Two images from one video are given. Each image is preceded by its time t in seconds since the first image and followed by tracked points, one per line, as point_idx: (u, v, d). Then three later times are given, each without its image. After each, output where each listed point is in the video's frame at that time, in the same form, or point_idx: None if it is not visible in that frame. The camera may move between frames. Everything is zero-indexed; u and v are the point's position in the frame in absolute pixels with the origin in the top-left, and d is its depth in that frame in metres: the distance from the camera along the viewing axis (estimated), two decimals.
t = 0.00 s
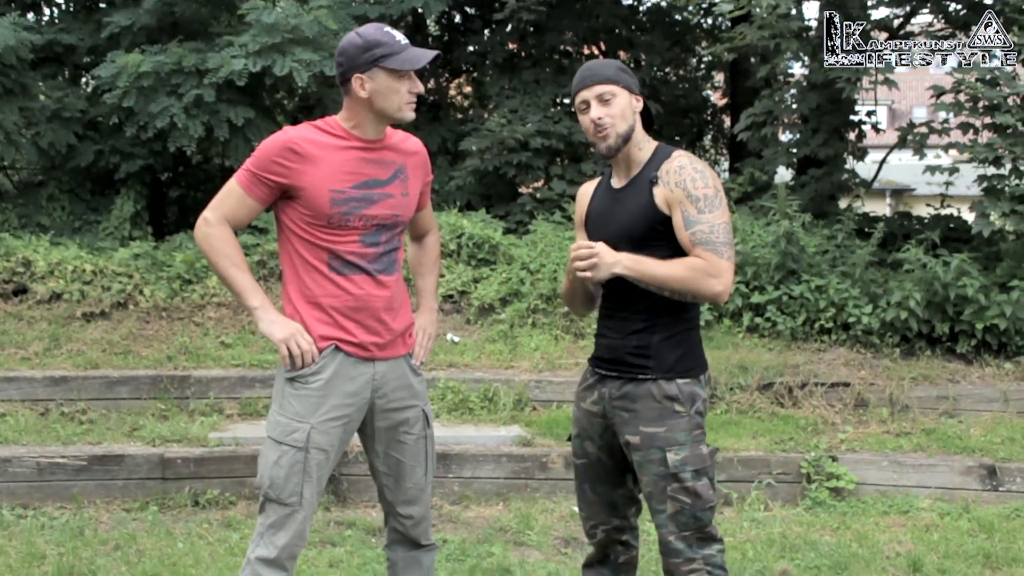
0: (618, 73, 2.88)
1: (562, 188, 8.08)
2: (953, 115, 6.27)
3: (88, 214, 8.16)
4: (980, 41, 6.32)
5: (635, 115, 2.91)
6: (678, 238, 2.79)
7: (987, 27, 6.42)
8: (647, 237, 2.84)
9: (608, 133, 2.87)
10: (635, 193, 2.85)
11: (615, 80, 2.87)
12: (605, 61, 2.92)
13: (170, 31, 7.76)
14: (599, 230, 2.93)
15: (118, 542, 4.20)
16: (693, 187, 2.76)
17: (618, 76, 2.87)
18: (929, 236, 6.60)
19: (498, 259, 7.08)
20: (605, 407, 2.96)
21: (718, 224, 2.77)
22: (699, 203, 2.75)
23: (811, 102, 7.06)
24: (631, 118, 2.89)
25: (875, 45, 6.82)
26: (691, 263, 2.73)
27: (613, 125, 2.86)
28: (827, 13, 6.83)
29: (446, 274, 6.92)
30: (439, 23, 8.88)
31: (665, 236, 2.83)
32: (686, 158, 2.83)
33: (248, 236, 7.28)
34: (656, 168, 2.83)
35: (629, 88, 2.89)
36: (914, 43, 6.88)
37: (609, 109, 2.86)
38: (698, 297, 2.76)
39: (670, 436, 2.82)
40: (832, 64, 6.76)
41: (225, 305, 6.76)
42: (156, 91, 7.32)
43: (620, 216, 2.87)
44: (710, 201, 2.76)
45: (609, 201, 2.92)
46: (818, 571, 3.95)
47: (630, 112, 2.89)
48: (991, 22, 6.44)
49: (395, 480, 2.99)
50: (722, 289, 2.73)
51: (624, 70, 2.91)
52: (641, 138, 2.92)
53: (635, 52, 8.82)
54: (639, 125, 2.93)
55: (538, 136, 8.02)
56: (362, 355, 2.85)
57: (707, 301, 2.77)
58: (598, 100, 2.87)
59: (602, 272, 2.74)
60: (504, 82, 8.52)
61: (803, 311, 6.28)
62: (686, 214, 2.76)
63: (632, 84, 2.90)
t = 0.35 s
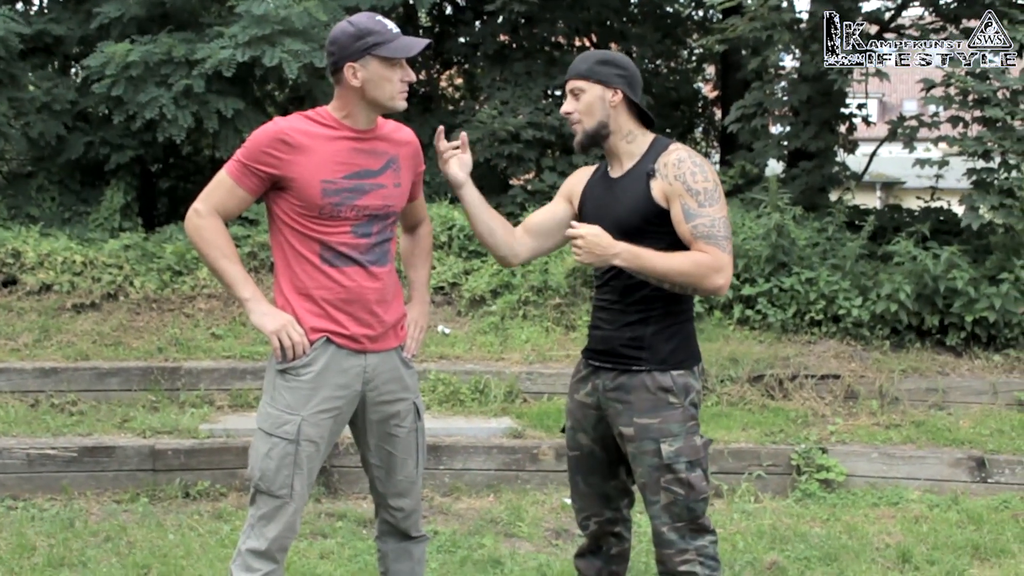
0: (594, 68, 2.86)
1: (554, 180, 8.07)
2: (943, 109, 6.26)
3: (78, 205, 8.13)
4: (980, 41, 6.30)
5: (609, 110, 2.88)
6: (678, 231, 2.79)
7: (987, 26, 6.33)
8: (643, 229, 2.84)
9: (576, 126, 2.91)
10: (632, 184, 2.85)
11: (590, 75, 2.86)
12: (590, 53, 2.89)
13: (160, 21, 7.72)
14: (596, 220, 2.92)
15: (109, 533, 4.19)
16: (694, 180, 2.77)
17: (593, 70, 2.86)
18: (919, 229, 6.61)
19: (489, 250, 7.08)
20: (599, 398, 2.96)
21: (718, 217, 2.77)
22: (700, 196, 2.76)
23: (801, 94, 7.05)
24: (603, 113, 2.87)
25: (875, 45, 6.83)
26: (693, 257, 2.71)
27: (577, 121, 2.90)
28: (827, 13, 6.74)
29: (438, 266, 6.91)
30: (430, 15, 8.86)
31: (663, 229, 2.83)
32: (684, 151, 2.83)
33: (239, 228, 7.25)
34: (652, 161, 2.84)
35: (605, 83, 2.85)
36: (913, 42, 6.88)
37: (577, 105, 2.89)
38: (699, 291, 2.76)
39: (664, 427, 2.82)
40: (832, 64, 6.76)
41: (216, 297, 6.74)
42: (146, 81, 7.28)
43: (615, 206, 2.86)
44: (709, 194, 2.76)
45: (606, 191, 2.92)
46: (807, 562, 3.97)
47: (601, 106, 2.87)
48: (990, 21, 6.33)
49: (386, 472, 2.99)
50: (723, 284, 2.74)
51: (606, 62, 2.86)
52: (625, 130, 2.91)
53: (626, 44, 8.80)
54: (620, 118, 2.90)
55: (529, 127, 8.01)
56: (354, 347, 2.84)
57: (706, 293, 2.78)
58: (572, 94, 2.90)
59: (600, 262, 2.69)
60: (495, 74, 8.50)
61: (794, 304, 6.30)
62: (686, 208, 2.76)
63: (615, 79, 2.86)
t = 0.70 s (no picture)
0: (592, 62, 2.85)
1: (543, 178, 8.08)
2: (930, 107, 6.28)
3: (66, 204, 8.10)
4: (980, 42, 6.28)
5: (599, 108, 2.88)
6: (658, 236, 2.79)
7: (987, 27, 6.32)
8: (627, 231, 2.84)
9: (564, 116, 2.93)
10: (617, 185, 2.85)
11: (586, 68, 2.86)
12: (594, 45, 2.88)
13: (149, 20, 7.69)
14: (579, 216, 2.93)
15: (98, 534, 4.17)
16: (678, 187, 2.76)
17: (590, 64, 2.85)
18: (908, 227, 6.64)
19: (478, 249, 7.07)
20: (584, 397, 2.97)
21: (696, 226, 2.76)
22: (681, 204, 2.75)
23: (789, 92, 7.07)
24: (590, 108, 2.88)
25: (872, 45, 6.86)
26: (664, 263, 2.72)
27: (564, 110, 2.91)
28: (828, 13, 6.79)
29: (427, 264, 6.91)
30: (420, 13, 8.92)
31: (646, 232, 2.84)
32: (673, 157, 2.82)
33: (228, 227, 7.23)
34: (641, 165, 2.84)
35: (598, 81, 2.85)
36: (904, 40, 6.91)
37: (567, 94, 2.90)
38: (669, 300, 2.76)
39: (651, 426, 2.83)
40: (832, 63, 6.75)
41: (205, 296, 6.72)
42: (134, 79, 7.25)
43: (599, 205, 2.87)
44: (692, 202, 2.76)
45: (591, 188, 2.92)
46: (796, 560, 3.98)
47: (589, 102, 2.87)
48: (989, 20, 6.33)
49: (377, 472, 2.99)
50: (694, 292, 2.73)
51: (606, 59, 2.85)
52: (613, 129, 2.91)
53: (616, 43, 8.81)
54: (608, 117, 2.90)
55: (519, 126, 8.01)
56: (344, 347, 2.84)
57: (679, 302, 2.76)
58: (566, 82, 2.91)
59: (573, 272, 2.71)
60: (484, 73, 8.50)
61: (783, 302, 6.31)
62: (667, 213, 2.76)
63: (610, 78, 2.85)
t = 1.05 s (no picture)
0: (591, 68, 2.85)
1: (537, 182, 8.09)
2: (921, 111, 6.32)
3: (59, 207, 8.08)
4: (979, 41, 6.34)
5: (596, 113, 2.88)
6: (642, 242, 2.80)
7: (987, 26, 6.37)
8: (615, 237, 2.85)
9: (562, 119, 2.93)
10: (608, 190, 2.86)
11: (584, 73, 2.86)
12: (594, 50, 2.89)
13: (143, 23, 7.69)
14: (571, 219, 2.95)
15: (91, 538, 4.16)
16: (662, 194, 2.76)
17: (589, 69, 2.85)
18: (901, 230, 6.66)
19: (472, 253, 7.08)
20: (574, 401, 2.97)
21: (680, 233, 2.75)
22: (666, 211, 2.75)
23: (782, 96, 7.09)
24: (588, 113, 2.89)
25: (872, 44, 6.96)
26: (647, 271, 2.74)
27: (563, 114, 2.92)
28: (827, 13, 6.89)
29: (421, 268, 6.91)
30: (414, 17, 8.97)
31: (633, 238, 2.85)
32: (663, 163, 2.82)
33: (221, 230, 7.23)
34: (630, 170, 2.84)
35: (597, 86, 2.86)
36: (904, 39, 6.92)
37: (566, 98, 2.91)
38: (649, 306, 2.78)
39: (639, 431, 2.83)
40: (832, 63, 6.72)
41: (199, 300, 6.70)
42: (129, 83, 7.24)
43: (589, 209, 2.89)
44: (676, 209, 2.76)
45: (584, 192, 2.94)
46: (791, 564, 3.99)
47: (587, 107, 2.88)
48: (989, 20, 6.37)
49: (372, 476, 2.98)
50: (675, 301, 2.75)
51: (604, 65, 2.85)
52: (609, 135, 2.92)
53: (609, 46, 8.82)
54: (605, 123, 2.91)
55: (513, 130, 8.02)
56: (340, 350, 2.84)
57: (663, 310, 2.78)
58: (565, 86, 2.92)
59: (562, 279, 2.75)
60: (478, 76, 8.51)
61: (777, 305, 6.33)
62: (651, 220, 2.76)
63: (608, 84, 2.85)
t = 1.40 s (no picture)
0: (599, 73, 2.86)
1: (539, 187, 8.10)
2: (923, 115, 6.33)
3: (62, 212, 8.10)
4: (979, 41, 6.31)
5: (603, 119, 2.89)
6: (661, 239, 2.76)
7: (987, 26, 6.34)
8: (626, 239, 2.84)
9: (568, 124, 2.93)
10: (614, 194, 2.87)
11: (593, 78, 2.87)
12: (601, 56, 2.90)
13: (146, 29, 7.71)
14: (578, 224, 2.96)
15: (94, 543, 4.16)
16: (679, 194, 2.77)
17: (597, 75, 2.86)
18: (903, 235, 6.66)
19: (475, 257, 7.09)
20: (578, 406, 2.98)
21: (701, 231, 2.76)
22: (685, 209, 2.76)
23: (783, 101, 7.13)
24: (595, 118, 2.89)
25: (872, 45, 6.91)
26: (681, 261, 2.67)
27: (570, 119, 2.92)
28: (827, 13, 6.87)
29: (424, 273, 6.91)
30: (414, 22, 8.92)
31: (645, 238, 2.83)
32: (671, 166, 2.84)
33: (224, 235, 7.24)
34: (636, 173, 2.85)
35: (604, 91, 2.86)
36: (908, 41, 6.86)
37: (573, 103, 2.91)
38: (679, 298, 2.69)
39: (642, 437, 2.83)
40: (832, 62, 6.74)
41: (202, 304, 6.71)
42: (132, 89, 7.26)
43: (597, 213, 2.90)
44: (694, 208, 2.77)
45: (592, 197, 2.95)
46: (794, 568, 3.98)
47: (595, 112, 2.89)
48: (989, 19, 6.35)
49: (376, 481, 2.99)
50: (707, 294, 2.69)
51: (611, 71, 2.86)
52: (615, 139, 2.93)
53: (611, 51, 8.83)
54: (612, 128, 2.92)
55: (515, 135, 8.03)
56: (343, 356, 2.84)
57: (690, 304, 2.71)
58: (572, 91, 2.92)
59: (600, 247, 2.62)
60: (480, 81, 8.53)
61: (779, 309, 6.33)
62: (672, 217, 2.75)
63: (616, 89, 2.86)
